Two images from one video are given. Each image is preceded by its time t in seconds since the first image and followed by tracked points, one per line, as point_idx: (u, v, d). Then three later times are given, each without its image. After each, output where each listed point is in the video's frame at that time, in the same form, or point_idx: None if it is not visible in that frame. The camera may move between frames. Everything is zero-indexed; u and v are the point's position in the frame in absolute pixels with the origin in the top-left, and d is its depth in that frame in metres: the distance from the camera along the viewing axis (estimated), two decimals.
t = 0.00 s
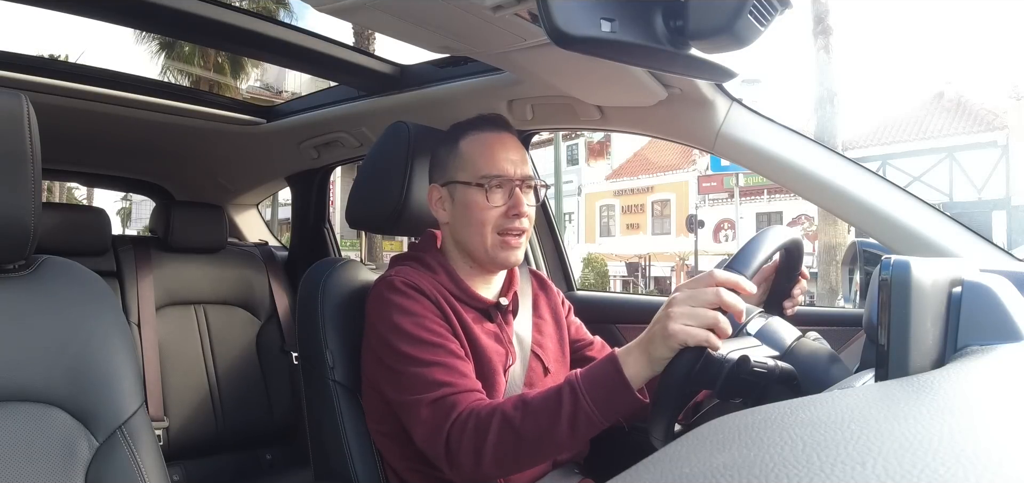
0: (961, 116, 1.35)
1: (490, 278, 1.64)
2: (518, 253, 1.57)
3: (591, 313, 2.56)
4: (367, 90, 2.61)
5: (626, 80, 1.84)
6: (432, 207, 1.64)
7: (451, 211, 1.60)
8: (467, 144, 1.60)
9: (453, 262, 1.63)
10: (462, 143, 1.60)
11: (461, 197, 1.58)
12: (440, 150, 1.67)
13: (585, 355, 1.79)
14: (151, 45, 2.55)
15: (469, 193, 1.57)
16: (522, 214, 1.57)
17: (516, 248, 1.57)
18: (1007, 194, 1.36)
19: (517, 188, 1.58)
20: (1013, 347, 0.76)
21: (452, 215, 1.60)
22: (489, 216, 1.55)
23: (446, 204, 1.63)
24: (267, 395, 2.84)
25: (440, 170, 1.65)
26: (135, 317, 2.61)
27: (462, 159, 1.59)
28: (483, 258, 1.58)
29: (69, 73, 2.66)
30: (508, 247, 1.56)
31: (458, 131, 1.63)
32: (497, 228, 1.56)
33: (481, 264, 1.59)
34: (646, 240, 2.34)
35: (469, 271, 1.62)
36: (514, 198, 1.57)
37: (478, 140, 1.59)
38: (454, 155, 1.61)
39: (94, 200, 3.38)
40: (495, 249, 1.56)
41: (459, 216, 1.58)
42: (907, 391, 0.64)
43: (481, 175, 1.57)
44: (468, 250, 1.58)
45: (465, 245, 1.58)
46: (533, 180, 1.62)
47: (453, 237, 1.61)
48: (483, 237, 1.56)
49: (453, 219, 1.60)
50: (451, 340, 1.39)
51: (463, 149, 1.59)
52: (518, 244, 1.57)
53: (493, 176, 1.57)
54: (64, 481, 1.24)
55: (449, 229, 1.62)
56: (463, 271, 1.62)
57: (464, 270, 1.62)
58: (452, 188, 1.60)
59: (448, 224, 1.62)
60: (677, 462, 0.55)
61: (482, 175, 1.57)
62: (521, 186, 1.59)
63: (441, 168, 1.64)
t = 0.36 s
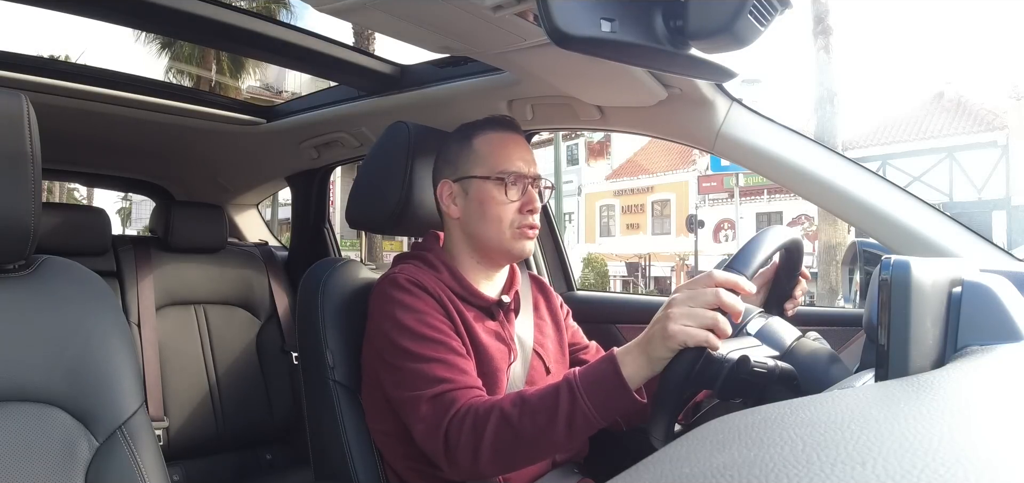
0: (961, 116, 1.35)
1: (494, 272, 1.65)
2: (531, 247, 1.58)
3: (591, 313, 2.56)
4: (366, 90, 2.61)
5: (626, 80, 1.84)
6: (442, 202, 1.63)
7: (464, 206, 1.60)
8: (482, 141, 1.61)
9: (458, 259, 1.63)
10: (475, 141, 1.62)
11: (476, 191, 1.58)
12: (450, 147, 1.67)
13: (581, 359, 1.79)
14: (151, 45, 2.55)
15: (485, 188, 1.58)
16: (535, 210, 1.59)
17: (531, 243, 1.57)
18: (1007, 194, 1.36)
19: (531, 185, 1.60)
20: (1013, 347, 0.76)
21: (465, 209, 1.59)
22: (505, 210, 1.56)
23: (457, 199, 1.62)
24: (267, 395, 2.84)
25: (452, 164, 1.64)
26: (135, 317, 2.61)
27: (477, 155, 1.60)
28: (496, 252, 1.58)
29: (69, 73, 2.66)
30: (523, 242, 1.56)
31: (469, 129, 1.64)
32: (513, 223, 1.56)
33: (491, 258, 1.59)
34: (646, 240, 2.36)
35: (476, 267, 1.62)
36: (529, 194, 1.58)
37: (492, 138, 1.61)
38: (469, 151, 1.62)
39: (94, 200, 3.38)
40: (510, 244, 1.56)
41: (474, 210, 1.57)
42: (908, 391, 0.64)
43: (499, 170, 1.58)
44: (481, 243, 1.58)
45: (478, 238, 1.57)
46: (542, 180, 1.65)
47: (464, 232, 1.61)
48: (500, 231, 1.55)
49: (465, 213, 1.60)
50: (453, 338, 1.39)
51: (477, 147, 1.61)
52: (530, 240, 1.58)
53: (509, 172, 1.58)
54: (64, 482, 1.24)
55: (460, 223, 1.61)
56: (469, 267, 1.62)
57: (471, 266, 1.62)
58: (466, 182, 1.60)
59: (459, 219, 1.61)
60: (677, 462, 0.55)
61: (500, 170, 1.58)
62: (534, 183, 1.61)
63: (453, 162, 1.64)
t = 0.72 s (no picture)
0: (961, 116, 1.35)
1: (488, 269, 1.65)
2: (522, 245, 1.59)
3: (591, 314, 2.56)
4: (366, 90, 2.61)
5: (626, 80, 1.84)
6: (436, 200, 1.62)
7: (457, 204, 1.59)
8: (477, 141, 1.61)
9: (452, 257, 1.63)
10: (470, 140, 1.61)
11: (470, 190, 1.58)
12: (444, 146, 1.67)
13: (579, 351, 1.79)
14: (151, 45, 2.55)
15: (479, 186, 1.58)
16: (527, 208, 1.59)
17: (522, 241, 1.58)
18: (1007, 194, 1.36)
19: (524, 184, 1.60)
20: (1013, 348, 0.76)
21: (459, 208, 1.59)
22: (497, 209, 1.56)
23: (451, 198, 1.61)
24: (267, 395, 2.84)
25: (445, 163, 1.64)
26: (135, 317, 2.61)
27: (472, 154, 1.60)
28: (489, 250, 1.58)
29: (69, 73, 2.66)
30: (514, 240, 1.57)
31: (464, 128, 1.64)
32: (504, 220, 1.57)
33: (485, 256, 1.60)
34: (646, 240, 2.36)
35: (469, 264, 1.62)
36: (522, 193, 1.58)
37: (488, 137, 1.61)
38: (463, 151, 1.61)
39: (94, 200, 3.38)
40: (502, 241, 1.56)
41: (468, 209, 1.57)
42: (907, 391, 0.64)
43: (493, 169, 1.58)
44: (474, 241, 1.58)
45: (472, 237, 1.57)
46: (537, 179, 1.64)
47: (457, 230, 1.61)
48: (491, 230, 1.56)
49: (459, 212, 1.59)
50: (448, 331, 1.39)
51: (473, 145, 1.60)
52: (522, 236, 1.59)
53: (503, 171, 1.58)
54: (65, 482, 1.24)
55: (454, 221, 1.61)
56: (462, 264, 1.62)
57: (463, 264, 1.62)
58: (460, 181, 1.59)
59: (453, 217, 1.61)
60: (677, 462, 0.54)
61: (494, 169, 1.58)
62: (527, 181, 1.61)
63: (447, 161, 1.64)
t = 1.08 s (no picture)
0: (961, 116, 1.35)
1: (494, 274, 1.63)
2: (524, 251, 1.57)
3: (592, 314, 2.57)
4: (366, 90, 2.61)
5: (626, 79, 1.84)
6: (443, 199, 1.65)
7: (461, 204, 1.60)
8: (484, 141, 1.60)
9: (455, 257, 1.63)
10: (477, 141, 1.61)
11: (472, 191, 1.58)
12: (457, 147, 1.67)
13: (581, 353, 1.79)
14: (151, 45, 2.55)
15: (481, 187, 1.57)
16: (530, 213, 1.57)
17: (523, 246, 1.56)
18: (1007, 194, 1.37)
19: (528, 188, 1.58)
20: (1014, 347, 0.75)
21: (462, 208, 1.59)
22: (498, 211, 1.55)
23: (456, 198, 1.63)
24: (267, 395, 2.85)
25: (455, 164, 1.65)
26: (135, 317, 2.61)
27: (477, 155, 1.60)
28: (489, 253, 1.57)
29: (69, 73, 2.66)
30: (514, 244, 1.55)
31: (476, 129, 1.64)
32: (504, 224, 1.55)
33: (487, 259, 1.59)
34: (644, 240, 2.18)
35: (473, 266, 1.61)
36: (524, 197, 1.57)
37: (495, 138, 1.60)
38: (471, 151, 1.61)
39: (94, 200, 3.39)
40: (501, 245, 1.55)
41: (470, 209, 1.57)
42: (907, 391, 0.64)
43: (496, 171, 1.57)
44: (475, 243, 1.57)
45: (473, 239, 1.57)
46: (545, 184, 1.62)
47: (460, 231, 1.61)
48: (491, 233, 1.55)
49: (463, 212, 1.60)
50: (448, 336, 1.39)
51: (478, 146, 1.60)
52: (524, 243, 1.57)
53: (507, 174, 1.57)
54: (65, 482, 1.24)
55: (458, 222, 1.62)
56: (467, 267, 1.62)
57: (468, 265, 1.61)
58: (465, 181, 1.60)
59: (457, 217, 1.62)
60: (676, 462, 0.54)
61: (497, 171, 1.57)
62: (532, 185, 1.59)
63: (457, 161, 1.65)
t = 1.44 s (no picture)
0: (961, 116, 1.35)
1: (499, 277, 1.63)
2: (523, 253, 1.56)
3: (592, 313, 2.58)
4: (366, 90, 2.61)
5: (626, 79, 1.84)
6: (449, 200, 1.66)
7: (463, 205, 1.60)
8: (488, 142, 1.60)
9: (460, 259, 1.63)
10: (480, 143, 1.61)
11: (474, 193, 1.58)
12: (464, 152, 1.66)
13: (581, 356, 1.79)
14: (151, 45, 2.55)
15: (481, 189, 1.57)
16: (529, 215, 1.56)
17: (521, 248, 1.56)
18: (1007, 194, 1.37)
19: (528, 189, 1.57)
20: (1013, 348, 0.75)
21: (464, 209, 1.60)
22: (497, 213, 1.55)
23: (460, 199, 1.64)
24: (267, 395, 2.85)
25: (461, 165, 1.65)
26: (135, 317, 2.61)
27: (478, 156, 1.60)
28: (488, 255, 1.57)
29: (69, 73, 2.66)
30: (512, 245, 1.55)
31: (482, 130, 1.63)
32: (502, 225, 1.55)
33: (487, 261, 1.59)
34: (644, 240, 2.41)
35: (477, 268, 1.61)
36: (523, 198, 1.56)
37: (497, 140, 1.59)
38: (474, 153, 1.61)
39: (94, 200, 3.39)
40: (497, 246, 1.55)
41: (471, 210, 1.58)
42: (908, 390, 0.64)
43: (495, 173, 1.57)
44: (476, 245, 1.58)
45: (474, 240, 1.58)
46: (547, 185, 1.61)
47: (463, 232, 1.62)
48: (489, 234, 1.55)
49: (465, 214, 1.60)
50: (448, 343, 1.39)
51: (481, 148, 1.60)
52: (524, 246, 1.56)
53: (507, 175, 1.57)
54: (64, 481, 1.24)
55: (460, 223, 1.63)
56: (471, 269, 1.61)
57: (472, 267, 1.61)
58: (467, 183, 1.60)
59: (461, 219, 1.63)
60: (677, 462, 0.54)
61: (496, 173, 1.57)
62: (532, 187, 1.58)
63: (462, 162, 1.65)
